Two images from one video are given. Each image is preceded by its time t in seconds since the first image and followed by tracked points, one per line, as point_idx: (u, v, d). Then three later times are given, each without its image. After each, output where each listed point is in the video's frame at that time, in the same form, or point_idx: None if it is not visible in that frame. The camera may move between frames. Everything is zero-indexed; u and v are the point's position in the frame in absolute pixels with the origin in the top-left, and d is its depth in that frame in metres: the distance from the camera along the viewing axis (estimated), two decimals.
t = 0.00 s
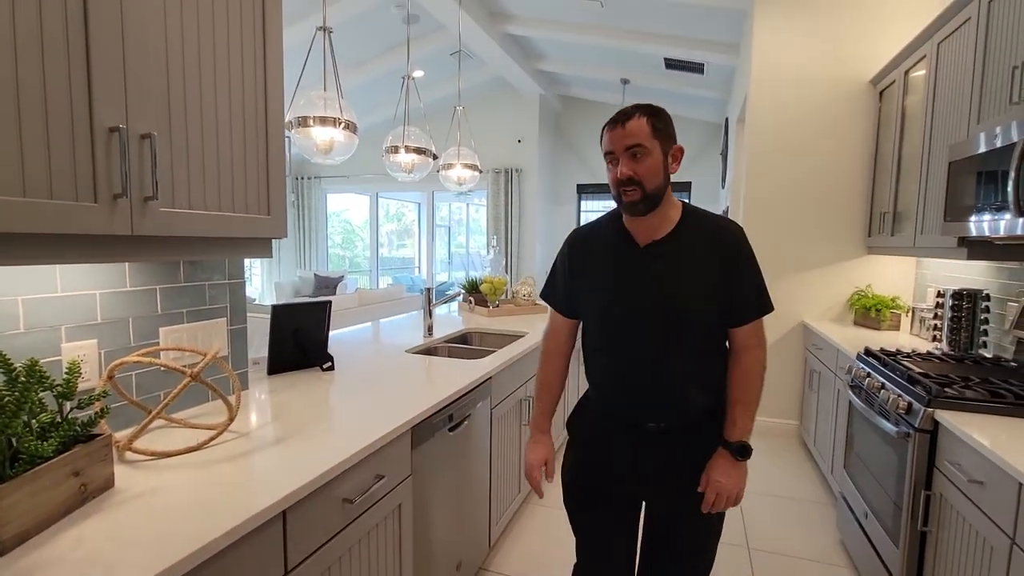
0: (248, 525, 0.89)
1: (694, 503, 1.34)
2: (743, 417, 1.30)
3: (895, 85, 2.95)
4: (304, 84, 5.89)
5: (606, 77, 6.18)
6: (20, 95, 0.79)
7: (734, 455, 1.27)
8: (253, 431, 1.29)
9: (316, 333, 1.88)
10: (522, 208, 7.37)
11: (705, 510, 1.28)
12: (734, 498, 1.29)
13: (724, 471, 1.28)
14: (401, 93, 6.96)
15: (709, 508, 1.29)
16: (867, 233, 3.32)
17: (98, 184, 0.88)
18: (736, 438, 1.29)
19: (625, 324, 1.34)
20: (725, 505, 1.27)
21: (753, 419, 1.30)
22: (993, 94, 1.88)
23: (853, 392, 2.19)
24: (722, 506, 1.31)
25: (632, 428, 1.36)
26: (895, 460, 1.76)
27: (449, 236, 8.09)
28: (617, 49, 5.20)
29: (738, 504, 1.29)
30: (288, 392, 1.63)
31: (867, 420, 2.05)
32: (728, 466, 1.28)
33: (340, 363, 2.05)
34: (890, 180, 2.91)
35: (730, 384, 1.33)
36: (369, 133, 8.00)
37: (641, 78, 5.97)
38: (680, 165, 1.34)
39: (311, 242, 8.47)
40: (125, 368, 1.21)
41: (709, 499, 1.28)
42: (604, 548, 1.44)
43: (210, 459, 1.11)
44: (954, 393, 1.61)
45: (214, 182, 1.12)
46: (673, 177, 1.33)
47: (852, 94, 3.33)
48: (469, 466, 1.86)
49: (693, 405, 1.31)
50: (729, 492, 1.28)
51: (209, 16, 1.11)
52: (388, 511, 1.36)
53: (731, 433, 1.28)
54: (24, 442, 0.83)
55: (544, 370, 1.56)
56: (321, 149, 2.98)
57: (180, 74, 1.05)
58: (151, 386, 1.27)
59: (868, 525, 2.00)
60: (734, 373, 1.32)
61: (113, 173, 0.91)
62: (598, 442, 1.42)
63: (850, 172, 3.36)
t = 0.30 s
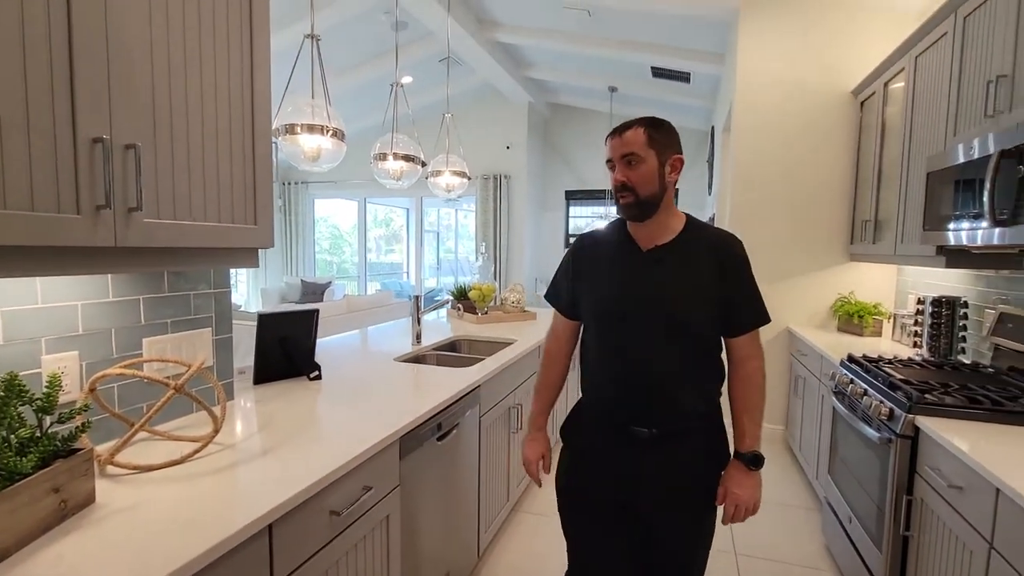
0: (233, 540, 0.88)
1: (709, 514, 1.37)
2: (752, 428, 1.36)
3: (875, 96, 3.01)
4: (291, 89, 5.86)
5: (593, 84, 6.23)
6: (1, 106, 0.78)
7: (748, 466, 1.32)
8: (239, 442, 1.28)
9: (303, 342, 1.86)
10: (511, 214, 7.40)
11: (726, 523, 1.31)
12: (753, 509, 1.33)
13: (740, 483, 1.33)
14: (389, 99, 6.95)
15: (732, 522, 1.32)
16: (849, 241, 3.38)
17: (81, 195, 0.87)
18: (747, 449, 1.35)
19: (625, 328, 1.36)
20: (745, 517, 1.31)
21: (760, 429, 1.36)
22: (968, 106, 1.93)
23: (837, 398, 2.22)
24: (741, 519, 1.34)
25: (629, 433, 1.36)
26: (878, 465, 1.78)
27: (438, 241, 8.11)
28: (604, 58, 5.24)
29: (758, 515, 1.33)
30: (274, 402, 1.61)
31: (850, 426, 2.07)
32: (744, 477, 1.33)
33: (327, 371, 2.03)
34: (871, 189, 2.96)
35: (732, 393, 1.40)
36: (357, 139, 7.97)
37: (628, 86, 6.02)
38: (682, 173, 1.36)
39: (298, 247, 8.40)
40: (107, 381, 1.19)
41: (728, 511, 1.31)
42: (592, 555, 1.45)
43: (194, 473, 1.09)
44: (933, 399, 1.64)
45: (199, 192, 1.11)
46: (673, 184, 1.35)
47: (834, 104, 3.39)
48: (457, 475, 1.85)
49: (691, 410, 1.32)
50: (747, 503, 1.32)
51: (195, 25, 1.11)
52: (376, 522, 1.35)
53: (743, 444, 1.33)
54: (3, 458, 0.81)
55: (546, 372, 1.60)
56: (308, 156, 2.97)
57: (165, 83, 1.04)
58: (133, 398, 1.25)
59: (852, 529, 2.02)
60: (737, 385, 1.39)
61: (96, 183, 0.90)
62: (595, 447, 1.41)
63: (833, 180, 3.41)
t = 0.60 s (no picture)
0: (201, 559, 0.86)
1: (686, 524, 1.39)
2: (727, 439, 1.38)
3: (841, 111, 3.11)
4: (267, 95, 5.80)
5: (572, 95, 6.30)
6: None
7: (723, 476, 1.37)
8: (209, 457, 1.25)
9: (276, 353, 1.83)
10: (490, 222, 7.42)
11: (703, 531, 1.35)
12: (728, 516, 1.38)
13: (716, 492, 1.38)
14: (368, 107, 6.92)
15: (708, 530, 1.37)
16: (819, 250, 3.47)
17: (42, 205, 0.85)
18: (722, 459, 1.37)
19: (603, 333, 1.37)
20: (720, 524, 1.36)
21: (736, 439, 1.38)
22: (927, 122, 2.01)
23: (808, 404, 2.27)
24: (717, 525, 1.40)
25: (604, 438, 1.37)
26: (847, 469, 1.82)
27: (417, 249, 8.11)
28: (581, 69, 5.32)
29: (733, 523, 1.38)
30: (245, 414, 1.58)
31: (821, 431, 2.12)
32: (718, 486, 1.38)
33: (302, 382, 2.00)
34: (839, 200, 3.05)
35: (710, 405, 1.42)
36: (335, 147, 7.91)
37: (605, 97, 6.11)
38: (666, 186, 1.37)
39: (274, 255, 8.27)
40: (70, 395, 1.16)
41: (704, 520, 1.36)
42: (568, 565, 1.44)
43: (160, 489, 1.07)
44: (898, 404, 1.69)
45: (168, 201, 1.10)
46: (657, 196, 1.37)
47: (803, 117, 3.49)
48: (434, 486, 1.84)
49: (666, 416, 1.34)
50: (723, 511, 1.37)
51: (165, 34, 1.10)
52: (350, 536, 1.34)
53: (718, 455, 1.38)
54: None
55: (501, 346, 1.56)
56: (284, 164, 2.94)
57: (134, 92, 1.03)
58: (97, 413, 1.22)
59: (824, 533, 2.06)
60: (715, 396, 1.41)
61: (60, 194, 0.88)
62: (572, 452, 1.43)
63: (803, 191, 3.51)
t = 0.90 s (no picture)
0: None
1: (651, 533, 1.38)
2: (692, 446, 1.39)
3: (805, 126, 3.23)
4: (238, 103, 5.71)
5: (546, 107, 6.38)
6: None
7: (684, 483, 1.35)
8: (173, 474, 1.22)
9: (244, 367, 1.80)
10: (466, 232, 7.43)
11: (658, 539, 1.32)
12: (686, 527, 1.34)
13: (674, 499, 1.36)
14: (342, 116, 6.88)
15: (664, 539, 1.34)
16: (785, 260, 3.57)
17: None
18: (685, 467, 1.37)
19: (578, 339, 1.39)
20: (676, 534, 1.32)
21: (700, 448, 1.40)
22: (884, 138, 2.09)
23: (776, 411, 2.33)
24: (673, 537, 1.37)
25: (575, 442, 1.38)
26: (813, 474, 1.87)
27: (392, 258, 8.04)
28: (556, 82, 5.39)
29: (691, 535, 1.34)
30: (212, 429, 1.54)
31: (788, 437, 2.17)
32: (677, 493, 1.35)
33: (272, 395, 1.97)
34: (803, 212, 3.15)
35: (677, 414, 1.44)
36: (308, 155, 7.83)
37: (579, 109, 6.20)
38: (647, 199, 1.40)
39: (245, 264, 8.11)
40: (23, 413, 1.12)
41: (661, 527, 1.34)
42: None
43: (119, 509, 1.03)
44: (860, 410, 1.74)
45: (131, 211, 1.07)
46: (638, 209, 1.40)
47: (769, 132, 3.61)
48: (408, 498, 1.82)
49: (636, 421, 1.35)
50: (680, 521, 1.34)
51: (129, 43, 1.08)
52: (320, 553, 1.31)
53: (681, 462, 1.37)
54: None
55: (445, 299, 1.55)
56: (254, 174, 2.90)
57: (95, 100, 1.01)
58: (53, 431, 1.17)
59: (792, 537, 2.11)
60: (684, 406, 1.44)
61: (15, 204, 0.85)
62: (543, 455, 1.43)
63: (770, 204, 3.61)
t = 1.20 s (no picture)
0: None
1: (631, 539, 1.41)
2: (671, 454, 1.42)
3: (773, 138, 3.32)
4: (209, 109, 5.61)
5: (523, 116, 6.43)
6: None
7: (665, 490, 1.41)
8: (137, 490, 1.18)
9: (214, 378, 1.76)
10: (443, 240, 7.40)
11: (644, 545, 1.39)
12: (668, 530, 1.42)
13: (657, 506, 1.43)
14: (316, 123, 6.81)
15: (649, 544, 1.41)
16: (756, 268, 3.65)
17: None
18: (665, 474, 1.42)
19: (556, 344, 1.40)
20: (660, 539, 1.39)
21: (678, 455, 1.43)
22: (847, 151, 2.17)
23: (749, 416, 2.37)
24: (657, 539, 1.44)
25: (551, 447, 1.39)
26: (785, 477, 1.91)
27: (369, 266, 7.97)
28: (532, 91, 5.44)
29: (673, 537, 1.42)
30: (178, 443, 1.50)
31: (761, 442, 2.21)
32: (660, 501, 1.42)
33: (243, 407, 1.92)
34: (773, 222, 3.23)
35: (654, 423, 1.46)
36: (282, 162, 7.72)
37: (556, 119, 6.27)
38: (627, 210, 1.43)
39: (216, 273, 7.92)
40: None
41: (646, 534, 1.40)
42: None
43: (80, 528, 1.00)
44: (828, 414, 1.79)
45: (95, 219, 1.04)
46: (618, 219, 1.43)
47: (740, 143, 3.70)
48: (384, 510, 1.80)
49: (610, 427, 1.36)
50: (663, 525, 1.42)
51: (95, 46, 1.05)
52: (293, 569, 1.28)
53: (660, 470, 1.42)
54: None
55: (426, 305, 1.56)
56: (226, 180, 2.85)
57: (58, 103, 0.98)
58: (9, 447, 1.13)
59: (765, 540, 2.14)
60: (659, 414, 1.46)
61: None
62: (519, 461, 1.43)
63: (741, 213, 3.70)
